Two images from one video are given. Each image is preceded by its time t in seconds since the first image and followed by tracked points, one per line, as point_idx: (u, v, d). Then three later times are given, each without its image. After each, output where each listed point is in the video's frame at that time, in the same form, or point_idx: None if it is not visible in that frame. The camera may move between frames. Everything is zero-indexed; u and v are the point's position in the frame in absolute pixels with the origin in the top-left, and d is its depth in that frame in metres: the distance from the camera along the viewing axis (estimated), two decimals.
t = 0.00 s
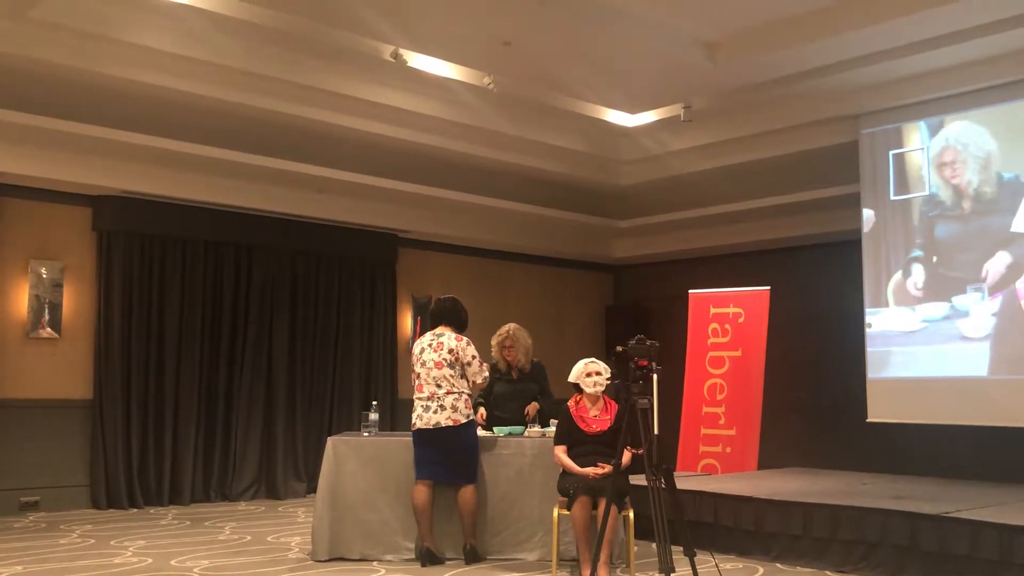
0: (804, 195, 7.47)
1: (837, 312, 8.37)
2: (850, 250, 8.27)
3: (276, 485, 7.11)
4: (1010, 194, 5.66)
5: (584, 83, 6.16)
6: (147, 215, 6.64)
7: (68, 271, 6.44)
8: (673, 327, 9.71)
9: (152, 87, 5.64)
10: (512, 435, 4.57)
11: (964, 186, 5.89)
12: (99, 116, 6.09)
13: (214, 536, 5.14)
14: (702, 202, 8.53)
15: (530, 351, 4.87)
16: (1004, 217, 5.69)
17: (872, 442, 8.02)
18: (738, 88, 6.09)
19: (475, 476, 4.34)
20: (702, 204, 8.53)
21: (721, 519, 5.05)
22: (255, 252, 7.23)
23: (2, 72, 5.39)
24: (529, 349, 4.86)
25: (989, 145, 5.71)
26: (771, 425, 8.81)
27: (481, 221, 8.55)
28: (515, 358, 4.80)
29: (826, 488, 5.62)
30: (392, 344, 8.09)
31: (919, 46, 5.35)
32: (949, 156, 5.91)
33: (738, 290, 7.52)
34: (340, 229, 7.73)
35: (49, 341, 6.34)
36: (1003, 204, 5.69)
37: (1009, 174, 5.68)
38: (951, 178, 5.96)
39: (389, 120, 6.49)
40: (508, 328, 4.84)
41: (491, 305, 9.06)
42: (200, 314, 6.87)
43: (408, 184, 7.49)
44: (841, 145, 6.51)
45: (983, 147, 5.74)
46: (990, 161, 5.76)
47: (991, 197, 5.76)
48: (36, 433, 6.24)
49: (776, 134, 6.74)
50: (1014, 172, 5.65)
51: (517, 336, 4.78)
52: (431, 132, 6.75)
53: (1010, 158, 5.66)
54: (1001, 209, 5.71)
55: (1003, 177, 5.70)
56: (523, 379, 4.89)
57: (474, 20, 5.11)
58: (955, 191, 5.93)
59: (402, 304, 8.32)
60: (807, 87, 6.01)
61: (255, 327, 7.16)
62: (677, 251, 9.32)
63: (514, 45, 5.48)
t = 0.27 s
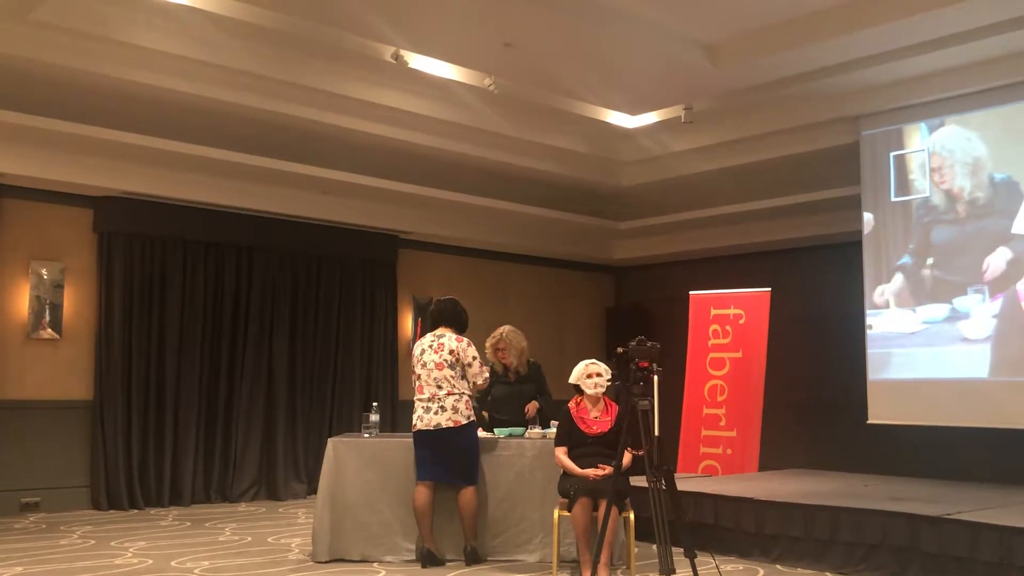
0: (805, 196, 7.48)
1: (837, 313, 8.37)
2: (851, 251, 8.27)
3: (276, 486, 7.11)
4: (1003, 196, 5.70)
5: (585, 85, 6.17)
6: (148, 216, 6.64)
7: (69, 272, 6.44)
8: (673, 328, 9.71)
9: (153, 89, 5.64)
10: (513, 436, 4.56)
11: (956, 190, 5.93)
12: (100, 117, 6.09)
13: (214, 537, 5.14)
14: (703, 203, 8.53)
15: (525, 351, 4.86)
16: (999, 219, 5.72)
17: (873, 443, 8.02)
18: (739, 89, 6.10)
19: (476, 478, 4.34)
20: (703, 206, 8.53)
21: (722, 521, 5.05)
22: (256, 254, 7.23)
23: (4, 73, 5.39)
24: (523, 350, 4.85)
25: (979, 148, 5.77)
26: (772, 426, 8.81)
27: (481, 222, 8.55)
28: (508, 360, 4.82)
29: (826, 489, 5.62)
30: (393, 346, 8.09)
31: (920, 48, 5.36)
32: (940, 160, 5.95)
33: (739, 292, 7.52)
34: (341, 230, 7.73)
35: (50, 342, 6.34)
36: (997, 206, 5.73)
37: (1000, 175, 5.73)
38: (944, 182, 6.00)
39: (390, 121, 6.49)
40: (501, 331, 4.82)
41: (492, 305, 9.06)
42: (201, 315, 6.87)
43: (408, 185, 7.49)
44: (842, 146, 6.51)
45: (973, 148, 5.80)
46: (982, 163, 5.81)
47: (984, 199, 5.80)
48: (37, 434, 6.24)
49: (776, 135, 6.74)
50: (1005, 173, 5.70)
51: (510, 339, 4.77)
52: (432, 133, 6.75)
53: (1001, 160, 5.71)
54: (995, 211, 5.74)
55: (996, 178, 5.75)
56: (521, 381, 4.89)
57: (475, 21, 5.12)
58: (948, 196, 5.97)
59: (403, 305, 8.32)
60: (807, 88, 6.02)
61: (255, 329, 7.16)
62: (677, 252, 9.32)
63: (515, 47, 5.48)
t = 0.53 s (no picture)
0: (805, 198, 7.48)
1: (837, 314, 8.38)
2: (851, 253, 8.27)
3: (276, 487, 7.11)
4: (996, 196, 5.73)
5: (585, 86, 6.17)
6: (149, 217, 6.65)
7: (70, 273, 6.45)
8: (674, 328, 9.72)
9: (154, 90, 5.65)
10: (514, 437, 4.56)
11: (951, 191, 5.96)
12: (101, 118, 6.10)
13: (215, 538, 5.14)
14: (703, 204, 8.53)
15: (522, 352, 4.86)
16: (993, 220, 5.74)
17: (873, 444, 8.02)
18: (739, 91, 6.10)
19: (476, 479, 4.34)
20: (703, 207, 8.54)
21: (722, 522, 5.05)
22: (256, 255, 7.23)
23: (5, 74, 5.40)
24: (518, 351, 4.85)
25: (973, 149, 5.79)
26: (772, 427, 8.81)
27: (482, 223, 8.55)
28: (504, 362, 4.81)
29: (827, 491, 5.62)
30: (393, 347, 8.09)
31: (920, 49, 5.36)
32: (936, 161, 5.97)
33: (739, 292, 7.53)
34: (341, 231, 7.73)
35: (51, 343, 6.34)
36: (991, 207, 5.75)
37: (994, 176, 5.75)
38: (939, 183, 6.01)
39: (390, 122, 6.50)
40: (497, 332, 4.80)
41: (492, 307, 9.06)
42: (201, 316, 6.87)
43: (409, 186, 7.50)
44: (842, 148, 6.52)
45: (968, 150, 5.82)
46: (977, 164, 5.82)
47: (978, 200, 5.82)
48: (37, 435, 6.24)
49: (777, 136, 6.75)
50: (999, 174, 5.73)
51: (507, 341, 4.76)
52: (433, 134, 6.76)
53: (996, 161, 5.72)
54: (990, 212, 5.76)
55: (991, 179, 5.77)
56: (519, 381, 4.91)
57: (476, 23, 5.13)
58: (943, 197, 5.98)
59: (404, 306, 8.33)
60: (807, 89, 6.02)
61: (256, 330, 7.16)
62: (677, 253, 9.33)
63: (516, 48, 5.49)
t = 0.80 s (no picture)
0: (806, 199, 7.48)
1: (838, 316, 8.37)
2: (851, 254, 8.27)
3: (277, 489, 7.11)
4: (992, 196, 5.75)
5: (585, 88, 6.17)
6: (150, 218, 6.65)
7: (70, 275, 6.45)
8: (674, 330, 9.72)
9: (154, 93, 5.65)
10: (515, 439, 4.56)
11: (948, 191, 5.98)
12: (102, 120, 6.10)
13: (216, 540, 5.15)
14: (704, 205, 8.53)
15: (521, 352, 4.86)
16: (991, 220, 5.75)
17: (873, 445, 8.02)
18: (739, 92, 6.10)
19: (476, 480, 4.34)
20: (704, 209, 8.54)
21: (723, 523, 5.04)
22: (257, 256, 7.24)
23: (5, 77, 5.40)
24: (518, 351, 4.85)
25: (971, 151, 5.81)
26: (773, 428, 8.81)
27: (482, 224, 8.55)
28: (503, 362, 4.81)
29: (828, 492, 5.61)
30: (394, 348, 8.09)
31: (920, 51, 5.36)
32: (935, 162, 5.99)
33: (740, 294, 7.53)
34: (341, 233, 7.73)
35: (51, 345, 6.34)
36: (988, 207, 5.76)
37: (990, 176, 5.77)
38: (937, 184, 6.03)
39: (391, 124, 6.50)
40: (497, 332, 4.81)
41: (493, 308, 9.06)
42: (202, 318, 6.87)
43: (409, 188, 7.50)
44: (843, 149, 6.52)
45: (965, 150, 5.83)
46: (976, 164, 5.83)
47: (975, 200, 5.83)
48: (38, 437, 6.24)
49: (777, 138, 6.75)
50: (995, 174, 5.74)
51: (506, 341, 4.76)
52: (433, 137, 6.76)
53: (994, 162, 5.74)
54: (987, 212, 5.78)
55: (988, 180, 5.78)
56: (518, 382, 4.90)
57: (476, 25, 5.13)
58: (941, 197, 6.00)
59: (404, 308, 8.33)
60: (808, 91, 6.02)
61: (256, 332, 7.16)
62: (678, 255, 9.32)
63: (516, 50, 5.49)
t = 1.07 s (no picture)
0: (806, 201, 7.48)
1: (839, 317, 8.37)
2: (852, 256, 8.28)
3: (278, 492, 7.10)
4: (992, 196, 5.75)
5: (586, 90, 6.18)
6: (150, 221, 6.66)
7: (71, 278, 6.45)
8: (675, 332, 9.72)
9: (154, 95, 5.65)
10: (516, 441, 4.57)
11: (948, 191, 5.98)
12: (102, 123, 6.11)
13: (216, 543, 5.15)
14: (704, 207, 8.53)
15: (524, 354, 4.91)
16: (991, 220, 5.75)
17: (874, 447, 8.02)
18: (739, 94, 6.10)
19: (477, 482, 4.34)
20: (704, 210, 8.54)
21: (724, 525, 5.04)
22: (257, 259, 7.24)
23: (6, 80, 5.41)
24: (521, 351, 4.90)
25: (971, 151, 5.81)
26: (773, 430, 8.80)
27: (483, 227, 8.55)
28: (506, 359, 4.86)
29: (828, 494, 5.61)
30: (395, 350, 8.09)
31: (920, 52, 5.37)
32: (935, 163, 6.00)
33: (740, 296, 7.53)
34: (342, 236, 7.74)
35: (52, 348, 6.34)
36: (988, 207, 5.77)
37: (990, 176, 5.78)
38: (937, 185, 6.03)
39: (391, 127, 6.51)
40: (502, 331, 4.89)
41: (494, 310, 9.06)
42: (202, 320, 6.87)
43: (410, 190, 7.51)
44: (843, 151, 6.52)
45: (965, 150, 5.83)
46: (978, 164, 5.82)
47: (974, 199, 5.84)
48: (39, 440, 6.24)
49: (777, 140, 6.75)
50: (995, 173, 5.75)
51: (509, 339, 4.84)
52: (434, 139, 6.76)
53: (994, 162, 5.74)
54: (987, 211, 5.78)
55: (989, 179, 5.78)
56: (519, 383, 4.92)
57: (476, 27, 5.13)
58: (941, 197, 6.01)
59: (405, 310, 8.33)
60: (808, 93, 6.03)
61: (257, 334, 7.16)
62: (678, 257, 9.33)
63: (516, 52, 5.50)
